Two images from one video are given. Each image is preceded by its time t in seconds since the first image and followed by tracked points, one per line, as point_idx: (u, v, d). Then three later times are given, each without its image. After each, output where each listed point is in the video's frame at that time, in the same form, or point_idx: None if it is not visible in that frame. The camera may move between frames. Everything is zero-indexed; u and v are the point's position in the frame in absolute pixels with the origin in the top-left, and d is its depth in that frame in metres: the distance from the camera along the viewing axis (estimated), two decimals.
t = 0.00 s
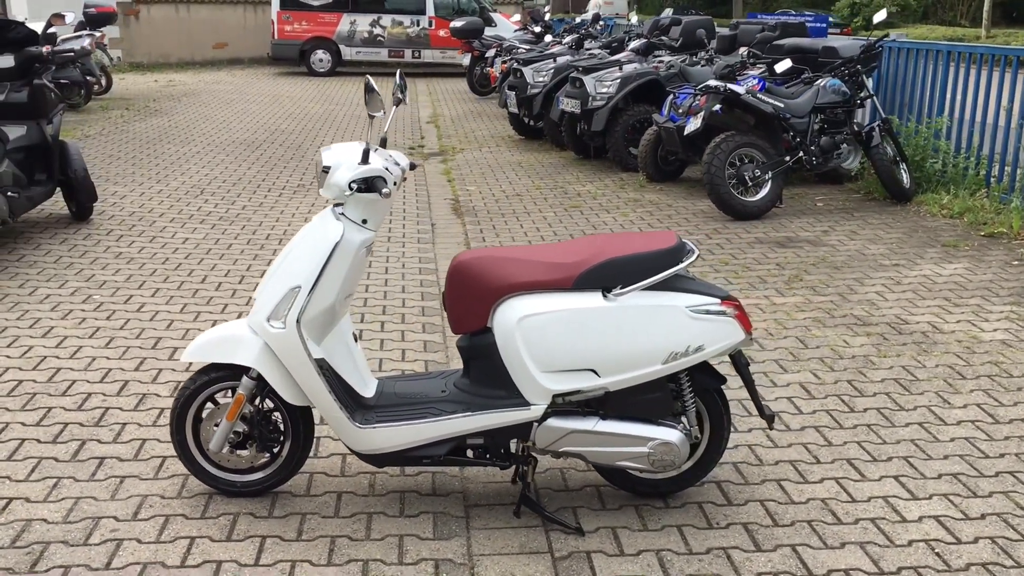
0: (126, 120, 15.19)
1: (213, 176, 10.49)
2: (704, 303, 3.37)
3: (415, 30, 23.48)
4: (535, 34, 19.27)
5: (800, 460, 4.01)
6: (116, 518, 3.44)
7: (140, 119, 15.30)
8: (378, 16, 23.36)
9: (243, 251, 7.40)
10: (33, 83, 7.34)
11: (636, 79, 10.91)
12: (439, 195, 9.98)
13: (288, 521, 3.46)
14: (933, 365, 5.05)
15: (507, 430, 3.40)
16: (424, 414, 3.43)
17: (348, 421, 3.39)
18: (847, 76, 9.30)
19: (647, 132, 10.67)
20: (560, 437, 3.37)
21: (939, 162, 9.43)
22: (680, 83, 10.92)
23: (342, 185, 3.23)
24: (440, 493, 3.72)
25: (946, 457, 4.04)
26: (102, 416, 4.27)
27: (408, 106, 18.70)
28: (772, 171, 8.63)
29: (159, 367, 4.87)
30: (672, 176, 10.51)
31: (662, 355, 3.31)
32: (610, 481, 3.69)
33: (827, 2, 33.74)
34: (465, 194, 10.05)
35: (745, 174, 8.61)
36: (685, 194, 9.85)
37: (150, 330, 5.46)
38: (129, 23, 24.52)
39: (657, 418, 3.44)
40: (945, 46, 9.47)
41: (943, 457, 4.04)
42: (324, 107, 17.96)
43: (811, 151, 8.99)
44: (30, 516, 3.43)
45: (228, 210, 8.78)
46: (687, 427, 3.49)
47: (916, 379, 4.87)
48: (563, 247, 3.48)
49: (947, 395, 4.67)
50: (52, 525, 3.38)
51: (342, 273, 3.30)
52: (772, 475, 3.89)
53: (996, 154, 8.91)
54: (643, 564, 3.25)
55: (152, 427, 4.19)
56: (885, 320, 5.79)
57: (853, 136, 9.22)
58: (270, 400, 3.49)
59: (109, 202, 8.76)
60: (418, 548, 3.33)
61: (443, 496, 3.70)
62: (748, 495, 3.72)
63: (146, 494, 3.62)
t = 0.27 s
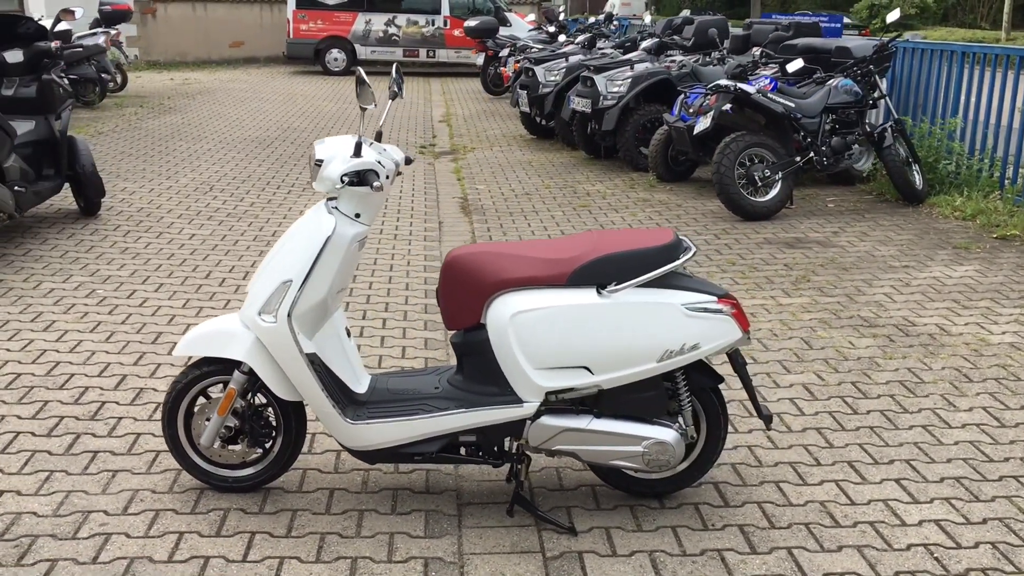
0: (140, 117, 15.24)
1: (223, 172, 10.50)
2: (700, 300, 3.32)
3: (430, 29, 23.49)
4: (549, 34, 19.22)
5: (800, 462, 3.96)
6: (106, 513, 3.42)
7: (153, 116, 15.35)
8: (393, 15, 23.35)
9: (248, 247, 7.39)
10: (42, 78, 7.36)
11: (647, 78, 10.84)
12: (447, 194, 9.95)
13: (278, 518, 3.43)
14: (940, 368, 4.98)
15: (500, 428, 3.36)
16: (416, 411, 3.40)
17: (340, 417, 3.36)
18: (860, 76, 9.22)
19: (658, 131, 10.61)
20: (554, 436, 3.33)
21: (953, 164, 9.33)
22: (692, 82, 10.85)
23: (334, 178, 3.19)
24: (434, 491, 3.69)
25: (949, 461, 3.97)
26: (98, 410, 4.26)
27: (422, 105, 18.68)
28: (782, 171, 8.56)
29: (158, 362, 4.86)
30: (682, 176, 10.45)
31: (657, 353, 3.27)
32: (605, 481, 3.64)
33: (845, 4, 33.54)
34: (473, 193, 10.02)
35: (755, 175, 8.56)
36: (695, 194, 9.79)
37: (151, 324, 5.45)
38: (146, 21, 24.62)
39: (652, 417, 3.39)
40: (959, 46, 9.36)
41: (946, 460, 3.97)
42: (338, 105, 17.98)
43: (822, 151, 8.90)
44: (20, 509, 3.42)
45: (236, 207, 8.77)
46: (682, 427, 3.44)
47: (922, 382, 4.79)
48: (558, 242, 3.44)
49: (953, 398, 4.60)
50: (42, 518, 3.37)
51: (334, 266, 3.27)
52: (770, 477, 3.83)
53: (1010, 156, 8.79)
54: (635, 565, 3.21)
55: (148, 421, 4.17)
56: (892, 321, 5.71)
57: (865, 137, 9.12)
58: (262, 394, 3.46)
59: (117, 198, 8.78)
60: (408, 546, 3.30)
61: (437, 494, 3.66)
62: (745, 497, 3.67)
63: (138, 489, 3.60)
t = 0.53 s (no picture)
0: (159, 116, 15.32)
1: (237, 172, 10.52)
2: (694, 304, 3.27)
3: (450, 32, 23.51)
4: (569, 37, 19.18)
5: (798, 470, 3.89)
6: (93, 509, 3.40)
7: (172, 116, 15.42)
8: (413, 17, 23.37)
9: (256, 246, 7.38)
10: (53, 75, 7.41)
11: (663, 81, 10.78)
12: (460, 195, 9.92)
13: (265, 517, 3.40)
14: (948, 376, 4.88)
15: (489, 430, 3.32)
16: (405, 411, 3.36)
17: (327, 416, 3.32)
18: (877, 80, 9.11)
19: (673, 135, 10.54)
20: (543, 439, 3.28)
21: (972, 170, 9.19)
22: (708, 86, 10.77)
23: (322, 176, 3.15)
24: (424, 493, 3.65)
25: (952, 471, 3.88)
26: (93, 407, 4.25)
27: (440, 107, 18.68)
28: (796, 176, 8.47)
29: (157, 359, 4.85)
30: (697, 180, 10.37)
31: (649, 356, 3.21)
32: (597, 486, 3.59)
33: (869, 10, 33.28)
34: (486, 195, 9.98)
35: (768, 179, 8.46)
36: (708, 198, 9.70)
37: (153, 322, 5.45)
38: (169, 22, 24.80)
39: (644, 421, 3.34)
40: (979, 51, 9.22)
41: (949, 471, 3.89)
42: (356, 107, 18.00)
43: (838, 155, 8.80)
44: (8, 504, 3.41)
45: (247, 206, 8.78)
46: (675, 432, 3.38)
47: (928, 390, 4.70)
48: (552, 243, 3.39)
49: (959, 407, 4.51)
50: (28, 514, 3.35)
51: (322, 265, 3.23)
52: (767, 485, 3.77)
53: None
54: (623, 572, 3.15)
55: (142, 418, 4.16)
56: (901, 328, 5.62)
57: (881, 141, 9.00)
58: (251, 393, 3.43)
59: (130, 196, 8.81)
60: (394, 548, 3.26)
61: (427, 497, 3.62)
62: (740, 504, 3.60)
63: (127, 486, 3.58)
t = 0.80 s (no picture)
0: (183, 118, 15.44)
1: (255, 174, 10.57)
2: (686, 313, 3.24)
3: (474, 35, 23.53)
4: (592, 40, 19.13)
5: (797, 482, 3.83)
6: (85, 512, 3.41)
7: (195, 118, 15.53)
8: (438, 20, 23.42)
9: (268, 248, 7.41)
10: (71, 79, 7.46)
11: (681, 85, 10.72)
12: (475, 199, 9.91)
13: (255, 523, 3.40)
14: (956, 388, 4.80)
15: (479, 438, 3.30)
16: (395, 419, 3.35)
17: (316, 423, 3.31)
18: (896, 85, 8.98)
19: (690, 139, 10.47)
20: (533, 449, 3.26)
21: (992, 177, 9.05)
22: (727, 90, 10.69)
23: (312, 182, 3.14)
24: (416, 501, 3.63)
25: (954, 485, 3.82)
26: (93, 409, 4.27)
27: (462, 111, 18.69)
28: (813, 182, 8.38)
29: (161, 362, 4.87)
30: (714, 185, 10.30)
31: (639, 366, 3.18)
32: (590, 495, 3.56)
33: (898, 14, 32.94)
34: (501, 199, 9.97)
35: (784, 185, 8.39)
36: (725, 204, 9.63)
37: (159, 324, 5.47)
38: (197, 25, 25.01)
39: (636, 431, 3.30)
40: (1002, 56, 9.08)
41: (951, 485, 3.82)
42: (378, 109, 18.04)
43: (855, 161, 8.72)
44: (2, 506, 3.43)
45: (262, 208, 8.81)
46: (667, 442, 3.35)
47: (935, 402, 4.62)
48: (544, 251, 3.37)
49: (966, 420, 4.43)
50: (21, 516, 3.37)
51: (312, 271, 3.22)
52: (764, 496, 3.72)
53: None
54: None
55: (140, 421, 4.17)
56: (912, 338, 5.54)
57: (900, 147, 8.90)
58: (242, 398, 3.43)
59: (147, 198, 8.86)
60: (381, 556, 3.25)
61: (419, 504, 3.61)
62: (734, 517, 3.55)
63: (120, 489, 3.59)
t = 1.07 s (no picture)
0: (206, 123, 15.55)
1: (273, 178, 10.62)
2: (685, 320, 3.21)
3: (497, 38, 23.53)
4: (614, 43, 19.08)
5: (802, 490, 3.79)
6: (88, 515, 3.43)
7: (218, 123, 15.65)
8: (461, 24, 23.47)
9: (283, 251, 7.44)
10: (89, 84, 7.55)
11: (700, 89, 10.67)
12: (492, 203, 9.91)
13: (255, 527, 3.40)
14: (970, 396, 4.73)
15: (477, 444, 3.28)
16: (394, 424, 3.34)
17: (315, 428, 3.32)
18: (918, 89, 8.87)
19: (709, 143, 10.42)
20: (532, 455, 3.25)
21: (1016, 181, 8.92)
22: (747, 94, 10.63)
23: (310, 188, 3.14)
24: (417, 506, 3.63)
25: (963, 495, 3.76)
26: (102, 412, 4.30)
27: (484, 114, 18.71)
28: (831, 186, 8.31)
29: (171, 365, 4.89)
30: (734, 189, 10.23)
31: (637, 373, 3.16)
32: (591, 502, 3.54)
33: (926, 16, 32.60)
34: (518, 203, 9.96)
35: (803, 189, 8.35)
36: (743, 208, 9.56)
37: (171, 328, 5.51)
38: (223, 29, 25.04)
39: (636, 438, 3.28)
40: None
41: (960, 495, 3.76)
42: (400, 113, 18.10)
43: (875, 165, 8.61)
44: (6, 508, 3.46)
45: (279, 212, 8.85)
46: (668, 450, 3.32)
47: (948, 410, 4.55)
48: (544, 256, 3.35)
49: (979, 428, 4.36)
50: (24, 518, 3.39)
51: (310, 276, 3.22)
52: (768, 505, 3.68)
53: None
54: None
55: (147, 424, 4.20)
56: (927, 345, 5.47)
57: (921, 151, 8.77)
58: (243, 403, 3.44)
59: (166, 202, 8.94)
60: (379, 562, 3.24)
61: (419, 510, 3.60)
62: (737, 525, 3.52)
63: (123, 492, 3.62)
